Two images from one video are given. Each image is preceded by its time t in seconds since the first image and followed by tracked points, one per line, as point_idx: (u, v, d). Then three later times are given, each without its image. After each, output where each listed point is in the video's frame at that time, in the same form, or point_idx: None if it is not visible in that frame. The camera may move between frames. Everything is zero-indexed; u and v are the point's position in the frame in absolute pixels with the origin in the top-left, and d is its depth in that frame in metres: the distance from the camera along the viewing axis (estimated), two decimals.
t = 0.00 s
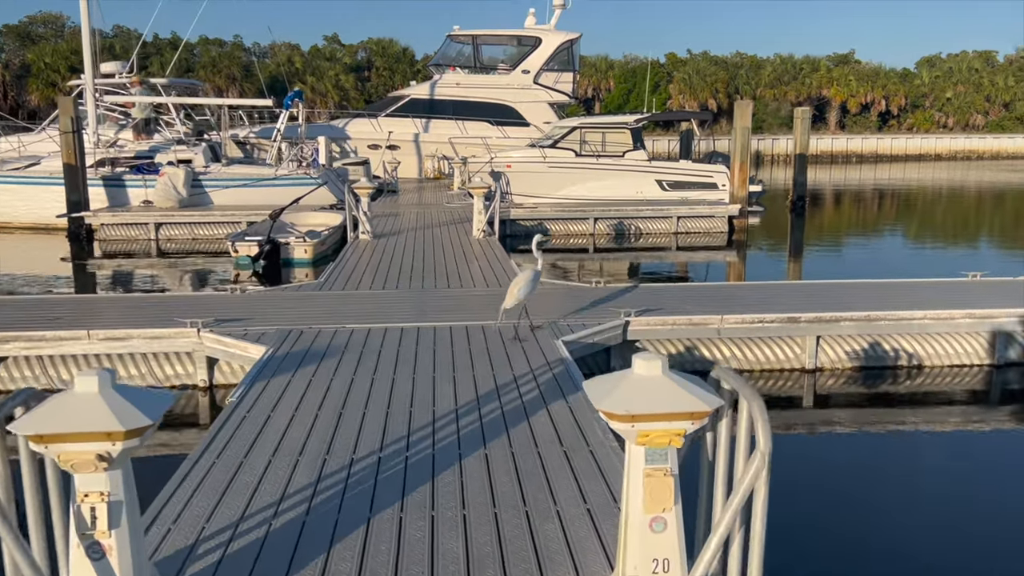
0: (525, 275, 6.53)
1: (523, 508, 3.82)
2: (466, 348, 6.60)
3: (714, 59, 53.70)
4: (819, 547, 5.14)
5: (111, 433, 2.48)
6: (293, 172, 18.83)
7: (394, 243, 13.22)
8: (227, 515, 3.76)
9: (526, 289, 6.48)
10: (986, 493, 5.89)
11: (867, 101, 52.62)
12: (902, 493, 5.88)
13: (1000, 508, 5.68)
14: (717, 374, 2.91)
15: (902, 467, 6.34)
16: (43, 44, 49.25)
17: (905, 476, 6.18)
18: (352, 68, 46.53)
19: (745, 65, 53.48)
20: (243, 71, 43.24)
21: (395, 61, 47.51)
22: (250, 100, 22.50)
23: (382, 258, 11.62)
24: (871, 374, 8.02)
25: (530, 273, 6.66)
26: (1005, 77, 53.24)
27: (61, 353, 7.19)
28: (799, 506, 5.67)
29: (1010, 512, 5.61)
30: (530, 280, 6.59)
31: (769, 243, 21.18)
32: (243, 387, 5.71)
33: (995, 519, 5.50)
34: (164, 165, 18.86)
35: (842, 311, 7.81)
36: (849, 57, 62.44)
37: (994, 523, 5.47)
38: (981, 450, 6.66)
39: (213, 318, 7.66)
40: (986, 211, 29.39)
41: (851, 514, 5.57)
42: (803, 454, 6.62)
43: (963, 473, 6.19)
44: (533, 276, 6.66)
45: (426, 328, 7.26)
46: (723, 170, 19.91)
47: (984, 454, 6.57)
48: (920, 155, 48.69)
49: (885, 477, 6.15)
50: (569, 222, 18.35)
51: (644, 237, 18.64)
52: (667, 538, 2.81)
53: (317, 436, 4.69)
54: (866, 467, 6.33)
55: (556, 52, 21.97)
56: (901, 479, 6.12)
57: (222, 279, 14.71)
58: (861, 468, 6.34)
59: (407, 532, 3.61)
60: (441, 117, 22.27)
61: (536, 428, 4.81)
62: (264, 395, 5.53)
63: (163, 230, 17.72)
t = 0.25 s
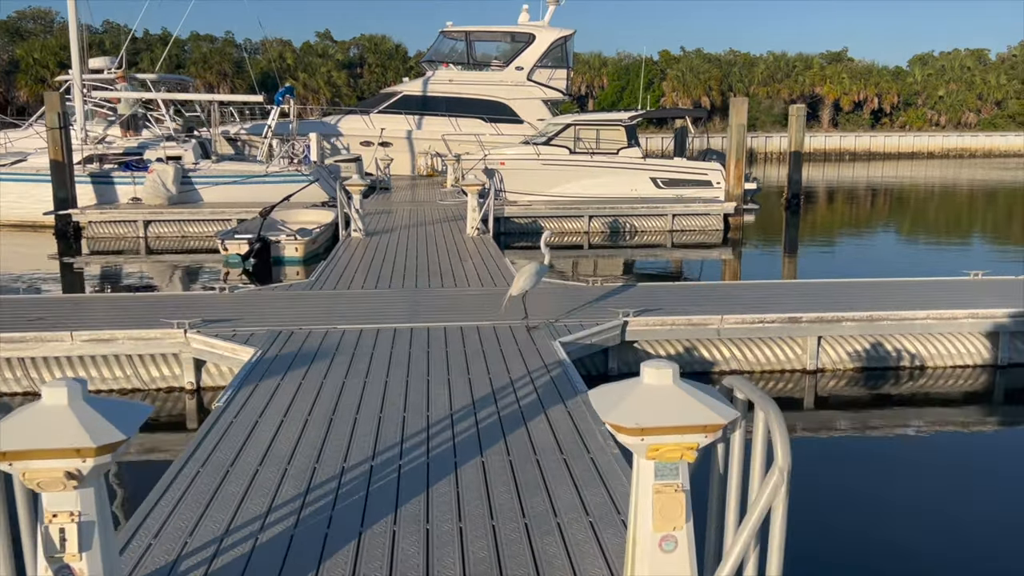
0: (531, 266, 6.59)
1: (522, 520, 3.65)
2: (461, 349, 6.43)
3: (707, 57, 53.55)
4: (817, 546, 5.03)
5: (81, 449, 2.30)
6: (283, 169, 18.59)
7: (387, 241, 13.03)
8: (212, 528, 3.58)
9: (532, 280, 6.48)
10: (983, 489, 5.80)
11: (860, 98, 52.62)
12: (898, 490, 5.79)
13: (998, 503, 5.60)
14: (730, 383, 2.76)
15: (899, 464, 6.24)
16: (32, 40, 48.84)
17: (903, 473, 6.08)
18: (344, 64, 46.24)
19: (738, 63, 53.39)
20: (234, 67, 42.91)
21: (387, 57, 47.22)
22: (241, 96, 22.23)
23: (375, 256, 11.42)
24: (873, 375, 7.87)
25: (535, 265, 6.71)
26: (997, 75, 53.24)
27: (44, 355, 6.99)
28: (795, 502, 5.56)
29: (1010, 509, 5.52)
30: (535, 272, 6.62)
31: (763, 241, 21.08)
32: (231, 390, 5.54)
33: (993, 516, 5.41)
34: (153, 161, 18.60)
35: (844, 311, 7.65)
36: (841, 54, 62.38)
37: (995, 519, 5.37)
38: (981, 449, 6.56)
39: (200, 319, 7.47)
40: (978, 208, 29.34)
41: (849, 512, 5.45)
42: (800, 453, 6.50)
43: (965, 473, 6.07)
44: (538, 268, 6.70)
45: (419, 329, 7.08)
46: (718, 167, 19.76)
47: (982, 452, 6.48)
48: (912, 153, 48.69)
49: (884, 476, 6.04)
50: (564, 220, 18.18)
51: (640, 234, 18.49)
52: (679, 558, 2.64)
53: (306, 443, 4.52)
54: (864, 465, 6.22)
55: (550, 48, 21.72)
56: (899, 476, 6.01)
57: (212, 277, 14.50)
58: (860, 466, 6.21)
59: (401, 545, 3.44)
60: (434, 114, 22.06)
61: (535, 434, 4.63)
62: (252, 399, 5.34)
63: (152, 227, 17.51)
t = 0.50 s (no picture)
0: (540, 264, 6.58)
1: (524, 536, 3.46)
2: (455, 352, 6.23)
3: (697, 54, 53.43)
4: (819, 548, 4.89)
5: (45, 474, 2.09)
6: (271, 166, 18.30)
7: (376, 239, 12.80)
8: (194, 548, 3.38)
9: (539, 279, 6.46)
10: (984, 490, 5.68)
11: (849, 96, 52.65)
12: (895, 489, 5.68)
13: (999, 504, 5.48)
14: (751, 396, 2.56)
15: (899, 464, 6.12)
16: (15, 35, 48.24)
17: (903, 474, 5.96)
18: (332, 61, 45.85)
19: (727, 60, 53.30)
20: (221, 64, 42.47)
21: (376, 54, 46.85)
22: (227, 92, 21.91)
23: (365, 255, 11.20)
24: (875, 377, 7.72)
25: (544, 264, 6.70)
26: (985, 73, 53.33)
27: (22, 358, 6.74)
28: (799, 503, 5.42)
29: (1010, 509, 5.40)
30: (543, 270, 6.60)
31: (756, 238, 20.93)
32: (217, 395, 5.33)
33: (992, 516, 5.30)
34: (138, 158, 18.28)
35: (845, 312, 7.49)
36: (830, 52, 62.39)
37: (994, 520, 5.25)
38: (985, 449, 6.42)
39: (185, 320, 7.24)
40: (967, 205, 29.31)
41: (850, 514, 5.33)
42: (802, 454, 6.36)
43: (971, 474, 5.94)
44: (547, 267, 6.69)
45: (411, 330, 6.88)
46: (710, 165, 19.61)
47: (985, 453, 6.35)
48: (901, 150, 48.72)
49: (882, 476, 5.92)
50: (556, 218, 17.98)
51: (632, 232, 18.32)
52: None
53: (295, 453, 4.32)
54: (863, 465, 6.09)
55: (540, 44, 21.52)
56: (898, 476, 5.90)
57: (198, 275, 14.23)
58: (859, 466, 6.10)
59: (396, 565, 3.25)
60: (423, 111, 21.81)
61: (534, 444, 4.43)
62: (238, 407, 5.12)
63: (136, 225, 17.21)
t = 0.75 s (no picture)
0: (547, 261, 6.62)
1: (522, 555, 3.31)
2: (446, 356, 6.07)
3: (685, 52, 53.38)
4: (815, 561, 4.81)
5: (9, 506, 1.92)
6: (257, 164, 18.05)
7: (365, 239, 12.61)
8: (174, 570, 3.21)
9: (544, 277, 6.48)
10: (985, 500, 5.62)
11: (836, 94, 52.77)
12: (894, 501, 5.61)
13: (1000, 517, 5.42)
14: (765, 411, 2.41)
15: (899, 473, 6.05)
16: None
17: (903, 483, 5.90)
18: (319, 58, 45.51)
19: (715, 58, 53.29)
20: (206, 60, 42.08)
21: (363, 51, 46.55)
22: (211, 89, 21.63)
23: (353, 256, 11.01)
24: (873, 380, 7.61)
25: (550, 262, 6.73)
26: (970, 71, 53.50)
27: None
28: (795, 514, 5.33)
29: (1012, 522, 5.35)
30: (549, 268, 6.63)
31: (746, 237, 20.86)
32: (201, 402, 5.15)
33: (991, 532, 5.23)
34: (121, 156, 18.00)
35: (842, 314, 7.39)
36: (818, 50, 62.49)
37: (997, 534, 5.19)
38: (985, 456, 6.35)
39: (169, 324, 7.05)
40: (954, 203, 29.38)
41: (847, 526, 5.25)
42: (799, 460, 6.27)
43: (968, 484, 5.87)
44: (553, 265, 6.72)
45: (401, 335, 6.72)
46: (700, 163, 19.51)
47: (986, 459, 6.28)
48: (888, 148, 48.86)
49: (881, 486, 5.86)
50: (546, 218, 17.81)
51: (622, 232, 18.18)
52: None
53: (281, 465, 4.16)
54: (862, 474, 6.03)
55: (529, 42, 21.35)
56: (898, 485, 5.84)
57: (183, 276, 14.01)
58: (857, 474, 6.04)
59: None
60: (411, 108, 21.61)
61: (530, 455, 4.27)
62: (222, 416, 4.93)
63: (120, 225, 16.94)
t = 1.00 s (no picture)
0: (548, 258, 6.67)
1: None
2: (433, 360, 5.87)
3: (668, 50, 53.32)
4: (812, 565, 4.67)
5: None
6: (237, 161, 17.73)
7: (347, 238, 12.37)
8: None
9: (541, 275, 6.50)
10: (979, 498, 5.54)
11: (818, 92, 52.93)
12: (891, 502, 5.49)
13: (994, 515, 5.34)
14: (778, 430, 2.25)
15: (891, 472, 5.96)
16: None
17: (896, 483, 5.81)
18: (300, 54, 45.06)
19: (699, 56, 53.30)
20: (186, 57, 41.58)
21: (345, 48, 46.15)
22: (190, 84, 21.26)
23: (336, 255, 10.77)
24: (867, 382, 7.49)
25: (549, 259, 6.76)
26: (951, 70, 53.76)
27: None
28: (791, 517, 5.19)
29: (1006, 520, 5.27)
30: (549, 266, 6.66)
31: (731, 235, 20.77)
32: (177, 411, 4.93)
33: (990, 533, 5.12)
34: (98, 153, 17.63)
35: (835, 315, 7.26)
36: (800, 48, 62.66)
37: (989, 531, 5.12)
38: (980, 456, 6.26)
39: (144, 328, 6.81)
40: (935, 202, 29.47)
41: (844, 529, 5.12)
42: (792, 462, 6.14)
43: (964, 484, 5.77)
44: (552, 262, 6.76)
45: (386, 338, 6.51)
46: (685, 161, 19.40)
47: (981, 459, 6.20)
48: (870, 146, 49.04)
49: (876, 486, 5.77)
50: (531, 216, 17.62)
51: (608, 230, 17.98)
52: None
53: (260, 480, 3.95)
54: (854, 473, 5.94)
55: (513, 39, 21.15)
56: (890, 484, 5.76)
57: (160, 276, 13.70)
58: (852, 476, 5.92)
59: None
60: (394, 105, 21.36)
61: (522, 468, 4.07)
62: (198, 426, 4.71)
63: (96, 223, 16.58)
